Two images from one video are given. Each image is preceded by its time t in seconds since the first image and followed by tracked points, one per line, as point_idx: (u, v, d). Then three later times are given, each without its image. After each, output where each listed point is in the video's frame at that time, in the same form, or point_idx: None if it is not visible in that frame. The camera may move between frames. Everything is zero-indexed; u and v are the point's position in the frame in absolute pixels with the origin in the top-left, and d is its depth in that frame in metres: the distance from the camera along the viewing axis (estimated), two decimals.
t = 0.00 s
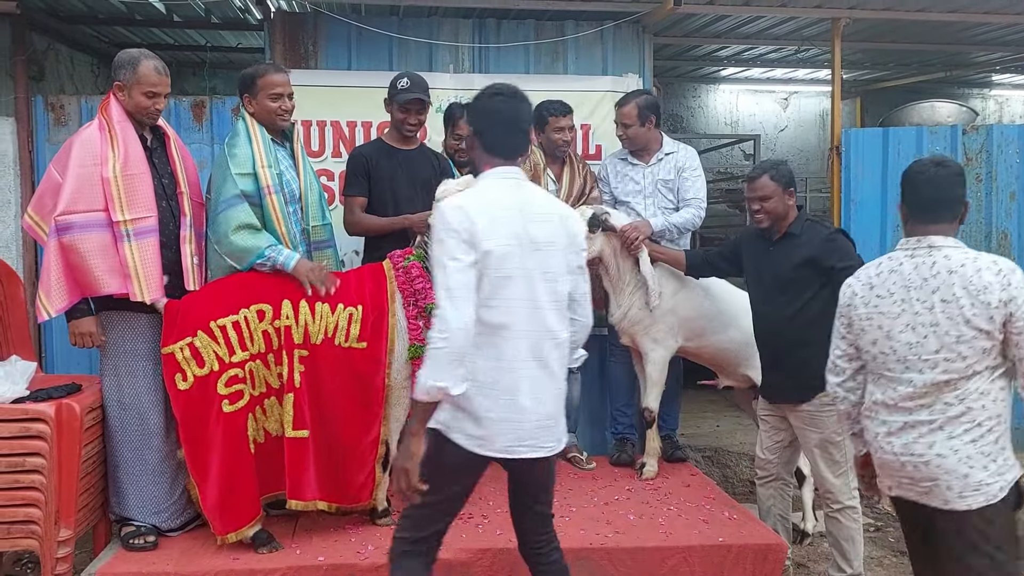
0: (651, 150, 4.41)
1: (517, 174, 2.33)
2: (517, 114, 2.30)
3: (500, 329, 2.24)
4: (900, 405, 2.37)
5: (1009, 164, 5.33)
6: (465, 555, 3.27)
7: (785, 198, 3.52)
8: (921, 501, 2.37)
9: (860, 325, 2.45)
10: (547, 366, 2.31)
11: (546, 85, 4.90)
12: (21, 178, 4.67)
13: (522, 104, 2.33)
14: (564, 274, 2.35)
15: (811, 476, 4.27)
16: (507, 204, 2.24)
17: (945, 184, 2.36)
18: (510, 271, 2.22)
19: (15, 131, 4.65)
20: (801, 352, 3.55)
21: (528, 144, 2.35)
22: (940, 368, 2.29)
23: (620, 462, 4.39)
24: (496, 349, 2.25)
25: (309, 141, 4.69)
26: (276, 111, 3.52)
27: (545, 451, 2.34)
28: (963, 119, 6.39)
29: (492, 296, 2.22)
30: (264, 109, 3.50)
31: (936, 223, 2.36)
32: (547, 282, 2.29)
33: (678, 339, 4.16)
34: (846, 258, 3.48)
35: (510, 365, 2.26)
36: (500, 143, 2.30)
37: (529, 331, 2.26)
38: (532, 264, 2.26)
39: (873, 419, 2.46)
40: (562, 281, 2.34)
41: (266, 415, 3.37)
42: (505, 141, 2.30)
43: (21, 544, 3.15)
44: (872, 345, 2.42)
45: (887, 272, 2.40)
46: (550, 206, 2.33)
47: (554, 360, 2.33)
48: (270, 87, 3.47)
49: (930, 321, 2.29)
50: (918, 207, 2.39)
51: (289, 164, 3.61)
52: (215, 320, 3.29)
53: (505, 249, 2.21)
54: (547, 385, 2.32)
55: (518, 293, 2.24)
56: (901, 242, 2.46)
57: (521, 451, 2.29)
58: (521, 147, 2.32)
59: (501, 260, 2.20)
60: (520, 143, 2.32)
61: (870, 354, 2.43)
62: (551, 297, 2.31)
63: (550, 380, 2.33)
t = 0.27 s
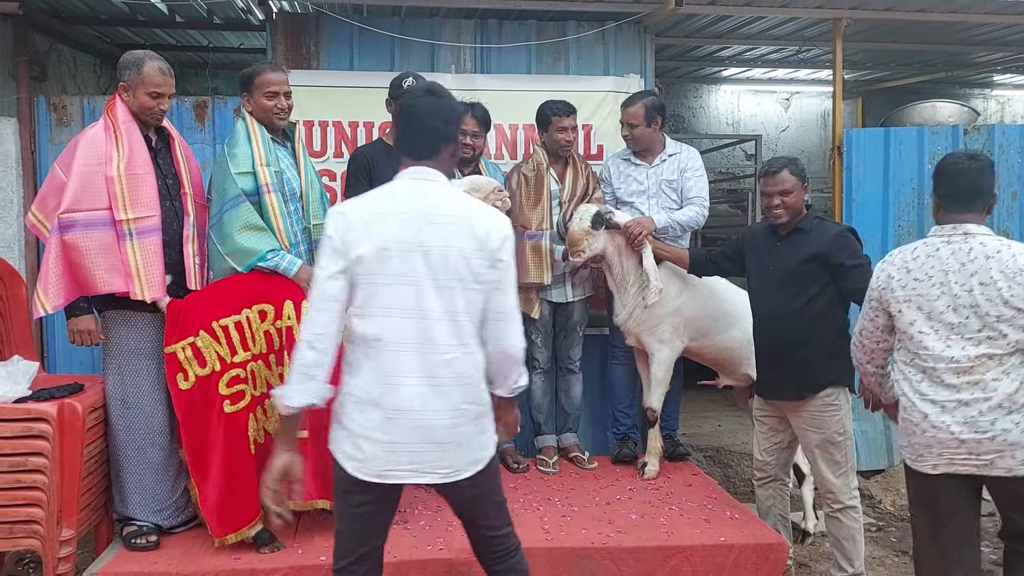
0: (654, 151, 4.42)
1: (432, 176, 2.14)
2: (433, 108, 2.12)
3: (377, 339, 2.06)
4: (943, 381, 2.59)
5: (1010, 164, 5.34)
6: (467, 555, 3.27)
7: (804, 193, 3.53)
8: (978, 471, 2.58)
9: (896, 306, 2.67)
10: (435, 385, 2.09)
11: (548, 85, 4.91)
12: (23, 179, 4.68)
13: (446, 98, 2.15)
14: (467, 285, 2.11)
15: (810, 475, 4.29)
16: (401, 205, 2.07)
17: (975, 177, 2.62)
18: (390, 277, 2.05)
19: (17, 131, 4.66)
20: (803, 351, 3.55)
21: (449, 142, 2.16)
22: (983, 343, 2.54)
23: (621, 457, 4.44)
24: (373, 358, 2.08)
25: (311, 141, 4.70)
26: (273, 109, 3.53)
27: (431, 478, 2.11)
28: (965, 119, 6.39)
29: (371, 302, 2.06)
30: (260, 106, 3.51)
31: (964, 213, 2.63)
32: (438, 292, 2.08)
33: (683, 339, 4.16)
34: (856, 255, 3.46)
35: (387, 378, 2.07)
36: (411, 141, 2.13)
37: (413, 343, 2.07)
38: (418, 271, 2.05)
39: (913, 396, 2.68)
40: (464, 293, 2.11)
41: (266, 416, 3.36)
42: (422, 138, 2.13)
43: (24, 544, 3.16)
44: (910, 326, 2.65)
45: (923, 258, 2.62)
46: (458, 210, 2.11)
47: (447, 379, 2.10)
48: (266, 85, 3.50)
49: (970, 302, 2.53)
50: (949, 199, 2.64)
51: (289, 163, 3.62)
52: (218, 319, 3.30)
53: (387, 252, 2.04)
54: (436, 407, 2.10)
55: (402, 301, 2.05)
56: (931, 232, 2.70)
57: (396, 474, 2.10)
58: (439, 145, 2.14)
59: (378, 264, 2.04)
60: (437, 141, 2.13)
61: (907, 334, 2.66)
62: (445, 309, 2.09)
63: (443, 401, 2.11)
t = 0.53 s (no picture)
0: (651, 150, 4.45)
1: (377, 155, 2.01)
2: (378, 80, 1.98)
3: (302, 330, 2.01)
4: (981, 382, 2.79)
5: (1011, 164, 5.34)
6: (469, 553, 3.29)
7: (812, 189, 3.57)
8: (1004, 467, 2.81)
9: (938, 311, 2.83)
10: (355, 381, 1.97)
11: (550, 85, 4.92)
12: (27, 179, 4.70)
13: (400, 70, 2.00)
14: (388, 272, 1.93)
15: (809, 474, 4.31)
16: (328, 187, 1.97)
17: (1013, 192, 2.83)
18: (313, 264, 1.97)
19: (21, 131, 4.68)
20: (804, 350, 3.56)
21: (401, 118, 2.01)
22: (1019, 349, 2.76)
23: (624, 458, 4.42)
24: (298, 350, 2.02)
25: (314, 141, 4.71)
26: (274, 108, 3.54)
27: (353, 482, 2.00)
28: (965, 119, 6.40)
29: (297, 291, 2.01)
30: (262, 106, 3.52)
31: (1000, 226, 2.83)
32: (359, 281, 1.94)
33: (687, 339, 4.17)
34: (860, 255, 3.49)
35: (310, 371, 2.01)
36: (361, 118, 2.00)
37: (333, 335, 1.97)
38: (337, 259, 1.95)
39: (950, 396, 2.85)
40: (386, 282, 1.94)
41: (269, 414, 3.40)
42: (374, 114, 1.99)
43: (27, 542, 3.16)
44: (951, 330, 2.81)
45: (966, 267, 2.80)
46: (385, 190, 1.95)
47: (369, 376, 1.97)
48: (268, 83, 3.51)
49: (1011, 310, 2.74)
50: (985, 213, 2.84)
51: (292, 161, 3.66)
52: (221, 319, 3.32)
53: (308, 237, 1.96)
54: (356, 404, 1.98)
55: (324, 291, 1.96)
56: (968, 242, 2.90)
57: (316, 474, 2.02)
58: (389, 121, 2.00)
59: (301, 250, 1.98)
60: (385, 116, 1.99)
61: (947, 338, 2.83)
62: (366, 299, 1.94)
63: (365, 399, 1.98)
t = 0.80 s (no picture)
0: (652, 148, 4.45)
1: (355, 150, 1.98)
2: (359, 67, 1.94)
3: (269, 328, 2.04)
4: (1003, 358, 3.24)
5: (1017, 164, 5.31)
6: (473, 552, 3.30)
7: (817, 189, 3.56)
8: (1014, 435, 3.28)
9: (972, 292, 3.26)
10: (305, 385, 1.96)
11: (553, 85, 4.93)
12: (33, 178, 4.73)
13: (385, 57, 1.98)
14: (337, 274, 1.89)
15: (811, 473, 4.30)
16: (301, 184, 1.99)
17: None
18: (279, 263, 1.99)
19: (28, 131, 4.71)
20: (807, 350, 3.55)
21: (385, 109, 1.98)
22: None
23: (628, 460, 4.41)
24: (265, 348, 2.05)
25: (318, 141, 4.73)
26: (281, 109, 3.55)
27: (302, 487, 2.00)
28: (971, 118, 6.38)
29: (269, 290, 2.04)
30: (269, 107, 3.53)
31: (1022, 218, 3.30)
32: (310, 283, 1.92)
33: (692, 340, 4.17)
34: (865, 256, 3.49)
35: (272, 371, 2.03)
36: (342, 107, 1.98)
37: (290, 337, 1.98)
38: (296, 259, 1.94)
39: (973, 370, 3.29)
40: (334, 284, 1.89)
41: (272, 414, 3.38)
42: (357, 103, 1.96)
43: (33, 541, 3.18)
44: (983, 308, 3.25)
45: (999, 251, 3.24)
46: (344, 187, 1.91)
47: (317, 381, 1.94)
48: (273, 84, 3.52)
49: None
50: (1010, 204, 3.30)
51: (297, 162, 3.68)
52: (225, 318, 3.32)
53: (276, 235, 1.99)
54: (305, 409, 1.96)
55: (286, 291, 1.97)
56: (997, 231, 3.33)
57: (272, 474, 2.04)
58: (373, 111, 1.98)
59: (270, 247, 2.01)
60: (366, 106, 1.96)
61: (979, 314, 3.27)
62: (316, 302, 1.91)
63: (314, 404, 1.95)
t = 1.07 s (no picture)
0: (655, 147, 4.45)
1: (333, 148, 1.86)
2: (356, 63, 1.79)
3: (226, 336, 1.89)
4: (983, 360, 3.45)
5: (1019, 164, 5.29)
6: (474, 552, 3.30)
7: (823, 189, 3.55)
8: (997, 429, 3.45)
9: (951, 299, 3.46)
10: (256, 399, 1.81)
11: (554, 85, 4.92)
12: (35, 178, 4.73)
13: (381, 52, 1.85)
14: (299, 282, 1.75)
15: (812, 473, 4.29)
16: (270, 181, 1.85)
17: (989, 199, 3.54)
18: (238, 264, 1.85)
19: (30, 130, 4.71)
20: (809, 351, 3.55)
21: (381, 109, 1.87)
22: (1011, 329, 3.44)
23: (629, 458, 4.41)
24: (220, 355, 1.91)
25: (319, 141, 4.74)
26: (278, 109, 3.55)
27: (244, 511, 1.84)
28: (973, 118, 6.37)
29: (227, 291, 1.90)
30: (268, 107, 3.54)
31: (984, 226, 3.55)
32: (269, 288, 1.77)
33: (697, 339, 4.16)
34: (867, 257, 3.48)
35: (227, 381, 1.89)
36: (337, 108, 1.83)
37: (244, 346, 1.83)
38: (257, 261, 1.81)
39: (955, 371, 3.50)
40: (294, 293, 1.76)
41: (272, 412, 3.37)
42: (356, 105, 1.82)
43: (36, 540, 3.19)
44: (963, 314, 3.45)
45: (969, 260, 3.47)
46: (315, 188, 1.78)
47: (268, 397, 1.79)
48: (273, 84, 3.52)
49: (1005, 296, 3.42)
50: (972, 215, 3.55)
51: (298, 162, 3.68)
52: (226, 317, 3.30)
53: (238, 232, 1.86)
54: (254, 426, 1.81)
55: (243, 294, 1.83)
56: (963, 242, 3.57)
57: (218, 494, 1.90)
58: (369, 113, 1.85)
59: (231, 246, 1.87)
60: (361, 107, 1.83)
61: (958, 320, 3.47)
62: (272, 310, 1.77)
63: (262, 422, 1.80)
